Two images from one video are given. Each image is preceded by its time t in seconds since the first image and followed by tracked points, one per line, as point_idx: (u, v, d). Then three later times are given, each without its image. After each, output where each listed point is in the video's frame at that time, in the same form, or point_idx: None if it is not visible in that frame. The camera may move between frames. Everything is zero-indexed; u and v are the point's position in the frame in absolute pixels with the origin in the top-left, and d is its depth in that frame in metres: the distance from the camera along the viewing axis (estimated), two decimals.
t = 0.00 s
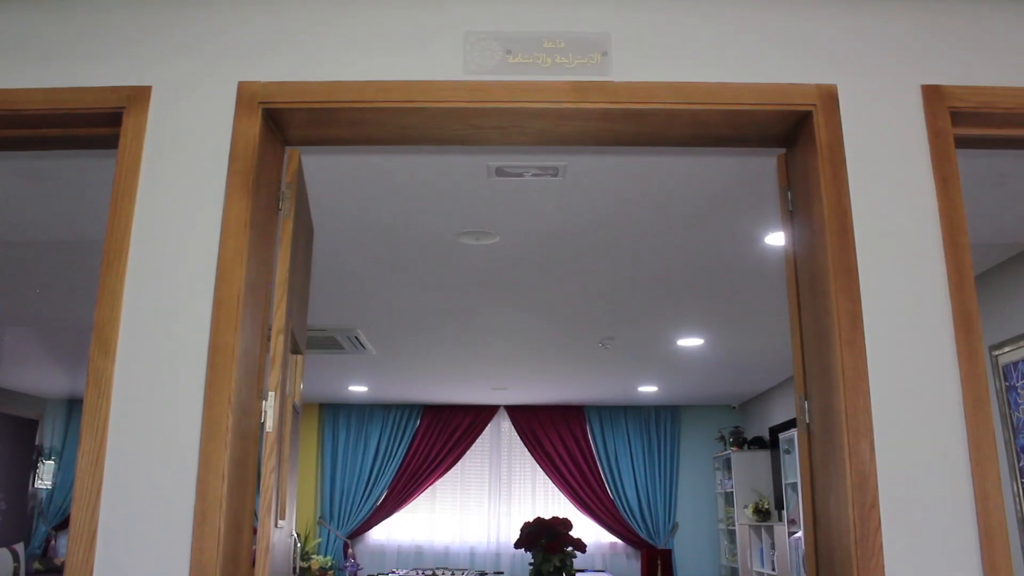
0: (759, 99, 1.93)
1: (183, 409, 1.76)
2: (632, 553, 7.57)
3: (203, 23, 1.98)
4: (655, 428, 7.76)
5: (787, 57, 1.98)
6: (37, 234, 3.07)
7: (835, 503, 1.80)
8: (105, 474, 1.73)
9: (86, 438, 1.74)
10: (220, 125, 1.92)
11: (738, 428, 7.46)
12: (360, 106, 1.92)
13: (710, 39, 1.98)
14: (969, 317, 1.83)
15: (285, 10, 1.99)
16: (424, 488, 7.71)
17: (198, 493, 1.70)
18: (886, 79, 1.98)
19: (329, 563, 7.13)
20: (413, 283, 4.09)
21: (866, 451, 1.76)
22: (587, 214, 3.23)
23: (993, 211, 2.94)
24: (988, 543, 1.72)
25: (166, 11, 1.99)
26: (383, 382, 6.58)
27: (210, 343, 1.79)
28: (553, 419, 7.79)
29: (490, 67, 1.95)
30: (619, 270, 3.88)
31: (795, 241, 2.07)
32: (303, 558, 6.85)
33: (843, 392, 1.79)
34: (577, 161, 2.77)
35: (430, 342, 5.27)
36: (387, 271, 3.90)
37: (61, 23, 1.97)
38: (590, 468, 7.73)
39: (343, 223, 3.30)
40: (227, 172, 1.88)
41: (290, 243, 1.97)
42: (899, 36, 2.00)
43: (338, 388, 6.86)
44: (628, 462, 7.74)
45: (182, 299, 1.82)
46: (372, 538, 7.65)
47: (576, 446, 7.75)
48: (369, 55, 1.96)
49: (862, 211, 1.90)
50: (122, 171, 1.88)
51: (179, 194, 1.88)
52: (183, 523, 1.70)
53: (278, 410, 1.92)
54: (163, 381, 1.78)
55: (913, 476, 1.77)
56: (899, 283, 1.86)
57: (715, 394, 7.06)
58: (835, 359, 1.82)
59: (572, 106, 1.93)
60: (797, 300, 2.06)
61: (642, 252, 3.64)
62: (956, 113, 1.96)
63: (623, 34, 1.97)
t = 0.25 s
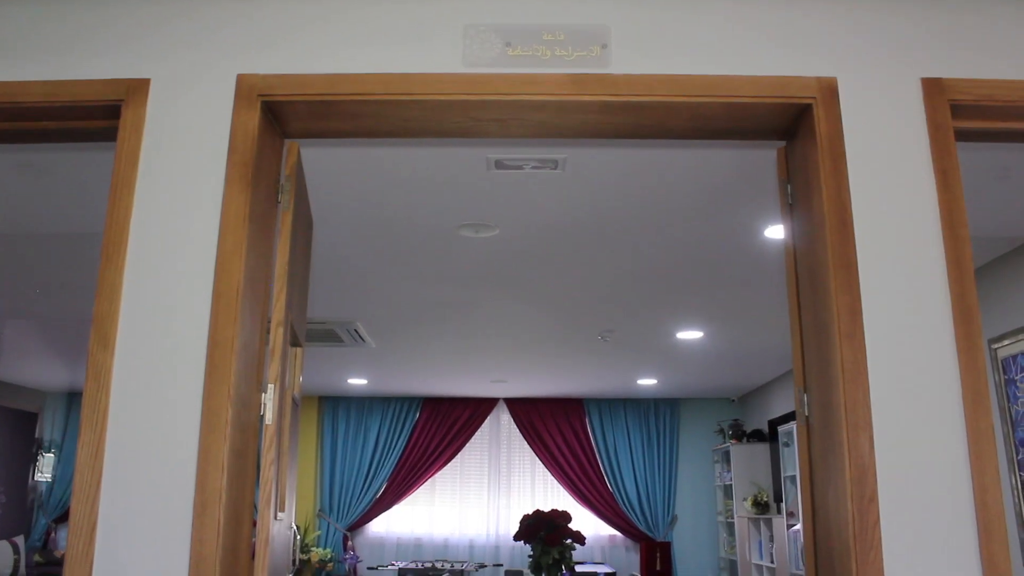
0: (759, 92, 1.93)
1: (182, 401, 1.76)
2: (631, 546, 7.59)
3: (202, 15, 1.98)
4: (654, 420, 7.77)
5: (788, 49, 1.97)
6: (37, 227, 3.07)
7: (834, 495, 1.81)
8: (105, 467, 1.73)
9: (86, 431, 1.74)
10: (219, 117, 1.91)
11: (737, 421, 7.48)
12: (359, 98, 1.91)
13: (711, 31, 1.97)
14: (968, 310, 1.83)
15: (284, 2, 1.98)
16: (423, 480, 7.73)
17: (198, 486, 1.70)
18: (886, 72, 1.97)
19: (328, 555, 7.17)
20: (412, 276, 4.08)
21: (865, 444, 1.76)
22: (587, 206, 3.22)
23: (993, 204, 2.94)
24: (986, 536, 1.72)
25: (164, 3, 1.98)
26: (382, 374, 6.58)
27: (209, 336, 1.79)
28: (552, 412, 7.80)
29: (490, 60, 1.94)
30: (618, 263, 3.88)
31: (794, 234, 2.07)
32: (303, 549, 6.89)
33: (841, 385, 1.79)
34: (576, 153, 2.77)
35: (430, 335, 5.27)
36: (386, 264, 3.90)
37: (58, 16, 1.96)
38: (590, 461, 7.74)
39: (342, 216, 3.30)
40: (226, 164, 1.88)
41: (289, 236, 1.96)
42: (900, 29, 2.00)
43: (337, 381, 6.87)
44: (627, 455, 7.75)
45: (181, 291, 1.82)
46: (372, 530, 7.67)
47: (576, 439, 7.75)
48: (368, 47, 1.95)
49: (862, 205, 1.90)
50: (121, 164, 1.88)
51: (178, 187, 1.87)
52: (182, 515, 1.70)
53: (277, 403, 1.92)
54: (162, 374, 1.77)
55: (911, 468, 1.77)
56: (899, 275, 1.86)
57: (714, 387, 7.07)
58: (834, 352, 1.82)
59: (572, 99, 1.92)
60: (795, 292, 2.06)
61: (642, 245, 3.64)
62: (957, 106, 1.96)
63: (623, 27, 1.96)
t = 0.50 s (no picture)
0: (759, 80, 1.92)
1: (182, 389, 1.76)
2: (630, 534, 7.61)
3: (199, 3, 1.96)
4: (654, 409, 7.78)
5: (788, 38, 1.96)
6: (36, 216, 3.06)
7: (833, 483, 1.81)
8: (105, 455, 1.73)
9: (86, 420, 1.73)
10: (217, 105, 1.90)
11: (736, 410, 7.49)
12: (358, 86, 1.90)
13: (711, 20, 1.96)
14: (968, 299, 1.83)
15: None
16: (423, 468, 7.74)
17: (198, 474, 1.70)
18: (887, 61, 1.96)
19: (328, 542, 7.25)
20: (412, 264, 4.08)
21: (865, 432, 1.76)
22: (587, 195, 3.21)
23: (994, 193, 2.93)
24: (984, 525, 1.73)
25: None
26: (382, 363, 6.59)
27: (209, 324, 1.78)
28: (552, 401, 7.81)
29: (489, 48, 1.93)
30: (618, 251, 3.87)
31: (794, 222, 2.06)
32: (303, 539, 6.98)
33: (841, 374, 1.79)
34: (576, 142, 2.76)
35: (430, 324, 5.27)
36: (386, 252, 3.89)
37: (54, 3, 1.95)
38: (589, 449, 7.76)
39: (341, 204, 3.29)
40: (225, 153, 1.87)
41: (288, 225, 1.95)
42: (901, 18, 1.99)
43: (337, 369, 6.87)
44: (626, 443, 7.77)
45: (180, 280, 1.81)
46: (372, 518, 7.69)
47: (575, 427, 7.77)
48: (367, 35, 1.94)
49: (863, 195, 1.89)
50: (119, 152, 1.87)
51: (176, 175, 1.86)
52: (182, 503, 1.70)
53: (277, 391, 1.92)
54: (162, 362, 1.77)
55: (910, 457, 1.77)
56: (899, 264, 1.86)
57: (714, 376, 7.07)
58: (834, 341, 1.82)
59: (572, 87, 1.91)
60: (795, 281, 2.06)
61: (642, 234, 3.63)
62: (958, 95, 1.95)
63: (623, 15, 1.95)
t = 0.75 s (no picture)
0: (760, 64, 1.90)
1: (181, 373, 1.76)
2: (629, 518, 7.65)
3: None
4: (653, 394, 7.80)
5: (790, 22, 1.94)
6: (35, 200, 3.05)
7: (832, 468, 1.82)
8: (105, 439, 1.73)
9: (84, 404, 1.73)
10: (215, 90, 1.89)
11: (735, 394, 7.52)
12: (356, 70, 1.89)
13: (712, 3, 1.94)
14: (968, 285, 1.83)
15: None
16: (422, 453, 7.77)
17: (197, 458, 1.71)
18: (889, 45, 1.95)
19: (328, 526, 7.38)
20: (412, 249, 4.07)
21: (863, 417, 1.76)
22: (587, 180, 3.20)
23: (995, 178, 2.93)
24: (982, 508, 1.73)
25: None
26: (382, 347, 6.59)
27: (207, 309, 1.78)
28: (551, 385, 7.83)
29: (488, 32, 1.91)
30: (618, 236, 3.87)
31: (795, 206, 2.06)
32: (303, 522, 7.23)
33: (841, 359, 1.79)
34: (576, 126, 2.74)
35: (430, 308, 5.27)
36: (386, 237, 3.88)
37: None
38: (588, 434, 7.78)
39: (341, 189, 3.28)
40: (223, 138, 1.86)
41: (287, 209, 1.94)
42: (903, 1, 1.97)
43: (337, 354, 6.88)
44: (625, 428, 7.79)
45: (178, 266, 1.81)
46: (372, 502, 7.73)
47: (574, 412, 7.78)
48: (365, 19, 1.92)
49: (863, 180, 1.88)
50: (118, 137, 1.85)
51: (174, 160, 1.85)
52: (182, 486, 1.71)
53: (276, 375, 1.92)
54: (161, 346, 1.77)
55: (908, 440, 1.77)
56: (899, 249, 1.85)
57: (713, 360, 7.07)
58: (833, 325, 1.82)
59: (571, 71, 1.90)
60: (796, 265, 2.05)
61: (642, 218, 3.63)
62: (959, 79, 1.94)
63: None
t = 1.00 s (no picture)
0: (762, 40, 1.88)
1: (181, 350, 1.75)
2: (628, 494, 7.70)
3: None
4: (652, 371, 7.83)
5: None
6: (31, 176, 3.02)
7: (831, 445, 1.82)
8: (105, 415, 1.73)
9: (85, 380, 1.73)
10: (213, 65, 1.87)
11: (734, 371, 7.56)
12: (353, 46, 1.87)
13: None
14: (969, 262, 1.82)
15: None
16: (422, 430, 7.79)
17: (197, 434, 1.71)
18: (892, 22, 1.92)
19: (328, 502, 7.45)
20: (411, 226, 4.06)
21: (862, 393, 1.76)
22: (588, 156, 3.18)
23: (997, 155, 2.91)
24: (979, 485, 1.74)
25: None
26: (382, 324, 6.59)
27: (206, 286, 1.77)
28: (550, 362, 7.84)
29: (487, 6, 1.89)
30: (619, 213, 3.85)
31: (796, 183, 2.05)
32: (304, 498, 7.50)
33: (841, 336, 1.79)
34: (577, 102, 2.72)
35: (429, 285, 5.26)
36: (385, 214, 3.87)
37: None
38: (587, 411, 7.80)
39: (340, 165, 3.26)
40: (221, 113, 1.84)
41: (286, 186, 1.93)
42: None
43: (336, 330, 6.88)
44: (624, 405, 7.82)
45: (177, 242, 1.80)
46: (371, 479, 7.77)
47: (574, 389, 7.80)
48: None
49: (864, 157, 1.87)
50: (115, 112, 1.84)
51: (172, 135, 1.84)
52: (183, 462, 1.71)
53: (276, 351, 1.92)
54: (160, 323, 1.77)
55: (907, 417, 1.78)
56: (900, 226, 1.85)
57: (713, 337, 7.08)
58: (833, 303, 1.82)
59: (571, 47, 1.88)
60: (796, 242, 2.05)
61: (642, 195, 3.61)
62: (962, 56, 1.92)
63: None
